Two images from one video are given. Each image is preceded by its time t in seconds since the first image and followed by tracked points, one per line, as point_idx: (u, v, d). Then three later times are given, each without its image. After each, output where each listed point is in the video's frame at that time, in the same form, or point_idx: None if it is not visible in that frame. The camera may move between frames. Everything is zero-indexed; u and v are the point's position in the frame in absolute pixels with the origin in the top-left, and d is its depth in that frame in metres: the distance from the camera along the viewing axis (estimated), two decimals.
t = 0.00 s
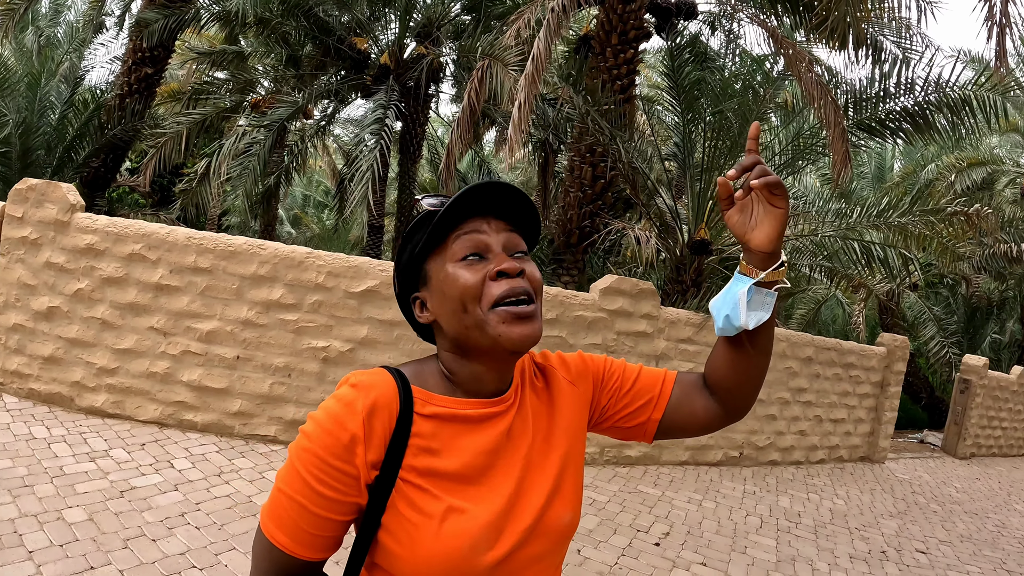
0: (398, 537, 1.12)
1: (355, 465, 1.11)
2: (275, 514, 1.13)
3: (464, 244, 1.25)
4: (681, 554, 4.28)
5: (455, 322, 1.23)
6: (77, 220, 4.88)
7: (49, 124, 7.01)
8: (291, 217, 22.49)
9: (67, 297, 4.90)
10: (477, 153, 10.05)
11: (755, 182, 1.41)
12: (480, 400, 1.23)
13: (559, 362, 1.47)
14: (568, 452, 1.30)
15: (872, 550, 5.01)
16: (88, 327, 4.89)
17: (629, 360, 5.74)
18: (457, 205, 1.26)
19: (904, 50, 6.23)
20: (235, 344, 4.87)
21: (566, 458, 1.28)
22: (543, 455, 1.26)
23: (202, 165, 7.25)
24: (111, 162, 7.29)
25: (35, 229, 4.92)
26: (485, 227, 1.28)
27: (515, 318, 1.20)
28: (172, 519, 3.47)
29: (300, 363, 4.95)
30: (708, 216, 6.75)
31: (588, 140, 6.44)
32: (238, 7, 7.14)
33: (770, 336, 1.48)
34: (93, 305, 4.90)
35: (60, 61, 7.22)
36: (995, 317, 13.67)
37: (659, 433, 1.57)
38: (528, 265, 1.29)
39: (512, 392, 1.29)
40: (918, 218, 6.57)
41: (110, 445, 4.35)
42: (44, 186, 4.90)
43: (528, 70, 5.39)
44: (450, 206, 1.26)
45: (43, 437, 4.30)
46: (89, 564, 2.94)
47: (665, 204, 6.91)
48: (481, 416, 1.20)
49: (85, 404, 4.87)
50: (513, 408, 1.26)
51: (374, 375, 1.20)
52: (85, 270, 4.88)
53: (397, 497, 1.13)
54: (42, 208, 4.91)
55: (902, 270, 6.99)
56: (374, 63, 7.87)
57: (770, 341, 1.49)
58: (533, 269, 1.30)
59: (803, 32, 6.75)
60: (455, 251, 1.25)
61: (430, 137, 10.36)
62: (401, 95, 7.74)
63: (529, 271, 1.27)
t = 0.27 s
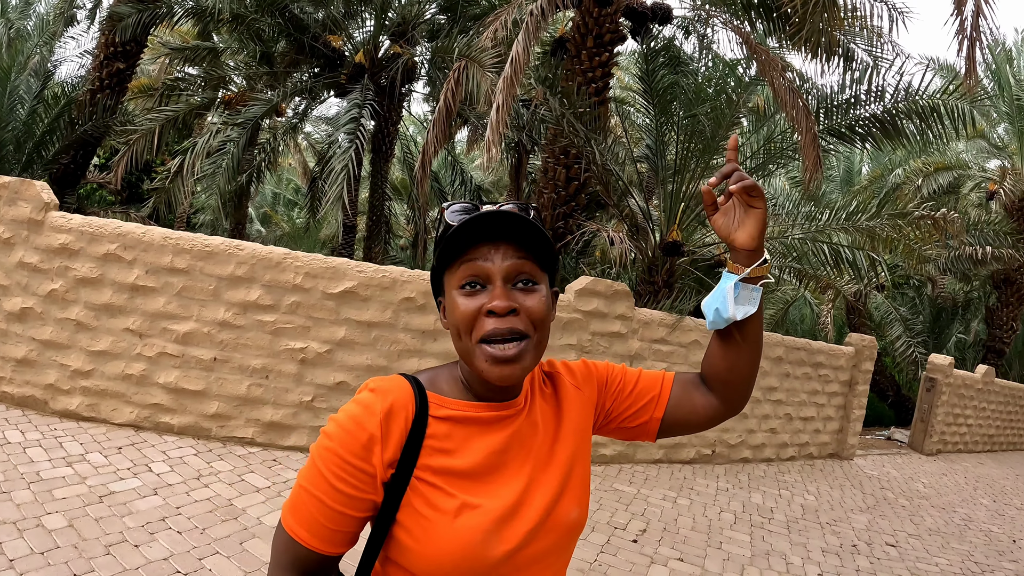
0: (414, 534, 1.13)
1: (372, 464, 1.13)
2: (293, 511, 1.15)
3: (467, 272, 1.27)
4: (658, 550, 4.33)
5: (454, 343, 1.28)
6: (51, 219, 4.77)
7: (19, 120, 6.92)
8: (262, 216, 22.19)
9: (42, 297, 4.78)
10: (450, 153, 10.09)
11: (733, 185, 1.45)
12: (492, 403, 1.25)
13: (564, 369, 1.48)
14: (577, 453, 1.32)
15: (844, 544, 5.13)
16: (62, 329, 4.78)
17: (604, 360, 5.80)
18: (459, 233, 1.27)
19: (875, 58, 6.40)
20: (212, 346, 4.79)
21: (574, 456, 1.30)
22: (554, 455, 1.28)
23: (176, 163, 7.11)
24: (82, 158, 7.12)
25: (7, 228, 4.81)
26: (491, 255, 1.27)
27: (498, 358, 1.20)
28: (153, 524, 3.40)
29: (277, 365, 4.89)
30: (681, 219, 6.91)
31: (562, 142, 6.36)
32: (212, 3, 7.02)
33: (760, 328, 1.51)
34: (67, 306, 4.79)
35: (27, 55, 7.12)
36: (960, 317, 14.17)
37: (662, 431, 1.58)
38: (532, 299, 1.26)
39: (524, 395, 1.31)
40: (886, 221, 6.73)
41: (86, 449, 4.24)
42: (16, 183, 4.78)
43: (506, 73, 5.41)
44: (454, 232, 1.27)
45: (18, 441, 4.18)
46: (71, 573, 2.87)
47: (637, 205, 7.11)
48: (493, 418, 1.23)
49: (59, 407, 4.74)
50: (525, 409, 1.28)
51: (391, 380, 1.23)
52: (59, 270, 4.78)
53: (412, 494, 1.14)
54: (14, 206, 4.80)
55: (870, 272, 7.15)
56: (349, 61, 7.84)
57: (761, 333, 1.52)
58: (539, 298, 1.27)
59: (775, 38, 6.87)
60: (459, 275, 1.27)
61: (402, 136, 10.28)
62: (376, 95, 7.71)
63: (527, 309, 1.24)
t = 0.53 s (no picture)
0: (419, 537, 1.15)
1: (380, 469, 1.14)
2: (301, 512, 1.16)
3: (480, 277, 1.27)
4: (644, 549, 4.36)
5: (466, 346, 1.28)
6: (33, 221, 4.68)
7: None
8: (243, 217, 21.95)
9: (25, 300, 4.69)
10: (433, 155, 10.09)
11: (739, 217, 1.49)
12: (498, 409, 1.26)
13: (573, 378, 1.49)
14: (581, 458, 1.34)
15: (827, 540, 5.21)
16: (46, 332, 4.69)
17: (588, 361, 5.83)
18: (477, 236, 1.27)
19: (856, 62, 6.49)
20: (197, 348, 4.73)
21: (578, 462, 1.32)
22: (558, 460, 1.29)
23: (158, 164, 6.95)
24: (63, 158, 7.04)
25: None
26: (504, 260, 1.28)
27: (509, 359, 1.21)
28: (142, 529, 3.36)
29: (263, 368, 4.84)
30: (664, 220, 7.04)
31: (545, 144, 6.35)
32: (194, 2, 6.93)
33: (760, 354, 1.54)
34: (50, 308, 4.70)
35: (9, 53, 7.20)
36: (939, 317, 14.50)
37: (661, 444, 1.61)
38: (543, 304, 1.27)
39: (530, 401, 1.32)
40: (867, 223, 6.80)
41: (71, 454, 4.16)
42: None
43: (492, 75, 5.41)
44: (471, 236, 1.28)
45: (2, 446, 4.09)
46: None
47: (620, 206, 7.17)
48: (500, 424, 1.24)
49: (43, 411, 4.65)
50: (531, 416, 1.29)
51: (399, 386, 1.23)
52: (42, 272, 4.69)
53: (419, 497, 1.16)
54: None
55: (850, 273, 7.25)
56: (331, 61, 7.82)
57: (760, 358, 1.55)
58: (551, 305, 1.29)
59: (758, 42, 6.93)
60: (473, 279, 1.28)
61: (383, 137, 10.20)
62: (359, 95, 7.70)
63: (539, 313, 1.25)
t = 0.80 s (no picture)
0: (425, 537, 1.16)
1: (386, 471, 1.15)
2: (308, 513, 1.16)
3: (507, 263, 1.28)
4: (633, 546, 4.38)
5: (499, 336, 1.25)
6: (17, 221, 4.60)
7: None
8: (227, 218, 21.76)
9: (10, 302, 4.62)
10: (418, 155, 10.07)
11: (692, 258, 1.47)
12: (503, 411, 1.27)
13: (581, 383, 1.50)
14: (583, 460, 1.35)
15: (813, 536, 5.27)
16: (31, 334, 4.62)
17: (574, 360, 5.86)
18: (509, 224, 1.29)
19: (840, 64, 6.57)
20: (185, 350, 4.68)
21: (581, 464, 1.33)
22: (562, 462, 1.30)
23: (143, 164, 6.88)
24: (45, 158, 7.08)
25: None
26: (525, 248, 1.32)
27: (558, 332, 1.25)
28: (132, 533, 3.32)
29: (250, 369, 4.80)
30: (648, 219, 7.08)
31: (531, 145, 6.33)
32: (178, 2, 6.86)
33: (738, 380, 1.56)
34: (35, 310, 4.63)
35: None
36: (922, 315, 14.73)
37: (658, 459, 1.62)
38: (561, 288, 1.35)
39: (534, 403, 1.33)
40: (849, 222, 6.91)
41: (58, 457, 4.10)
42: None
43: (478, 76, 5.41)
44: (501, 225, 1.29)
45: None
46: None
47: (605, 206, 7.20)
48: (505, 427, 1.25)
49: (29, 414, 4.58)
50: (535, 418, 1.30)
51: (405, 389, 1.24)
52: (26, 273, 4.61)
53: (425, 500, 1.16)
54: None
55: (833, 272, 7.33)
56: (316, 60, 7.77)
57: (739, 382, 1.57)
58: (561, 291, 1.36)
59: (742, 43, 7.00)
60: (501, 269, 1.28)
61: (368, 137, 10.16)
62: (345, 95, 7.66)
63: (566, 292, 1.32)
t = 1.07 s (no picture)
0: (417, 536, 1.17)
1: (377, 472, 1.14)
2: (300, 512, 1.16)
3: (482, 275, 1.27)
4: (622, 544, 4.41)
5: (469, 344, 1.26)
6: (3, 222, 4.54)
7: None
8: (214, 217, 21.61)
9: None
10: (405, 155, 10.04)
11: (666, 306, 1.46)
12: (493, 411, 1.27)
13: (573, 387, 1.51)
14: (572, 458, 1.36)
15: (801, 531, 5.32)
16: (18, 336, 4.56)
17: (561, 358, 5.89)
18: (481, 234, 1.27)
19: (826, 64, 6.63)
20: (173, 351, 4.65)
21: (569, 464, 1.35)
22: (550, 461, 1.32)
23: (130, 164, 6.82)
24: (31, 157, 7.09)
25: None
26: (503, 258, 1.29)
27: (523, 348, 1.23)
28: (122, 535, 3.29)
29: (239, 370, 4.78)
30: (635, 218, 7.04)
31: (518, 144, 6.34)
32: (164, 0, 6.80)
33: (710, 420, 1.58)
34: (22, 312, 4.57)
35: None
36: (908, 311, 14.95)
37: (635, 476, 1.63)
38: (542, 297, 1.32)
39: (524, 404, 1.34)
40: (835, 221, 6.97)
41: (47, 460, 4.06)
42: None
43: (465, 76, 5.41)
44: (473, 235, 1.27)
45: None
46: None
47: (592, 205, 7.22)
48: (494, 428, 1.25)
49: (18, 417, 4.52)
50: (524, 418, 1.31)
51: (395, 390, 1.24)
52: (12, 275, 4.55)
53: (416, 499, 1.17)
54: None
55: (819, 270, 7.39)
56: (303, 59, 7.72)
57: (711, 421, 1.58)
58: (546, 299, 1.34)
59: (729, 43, 7.04)
60: (474, 278, 1.27)
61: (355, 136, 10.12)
62: (332, 94, 7.62)
63: (543, 304, 1.29)
